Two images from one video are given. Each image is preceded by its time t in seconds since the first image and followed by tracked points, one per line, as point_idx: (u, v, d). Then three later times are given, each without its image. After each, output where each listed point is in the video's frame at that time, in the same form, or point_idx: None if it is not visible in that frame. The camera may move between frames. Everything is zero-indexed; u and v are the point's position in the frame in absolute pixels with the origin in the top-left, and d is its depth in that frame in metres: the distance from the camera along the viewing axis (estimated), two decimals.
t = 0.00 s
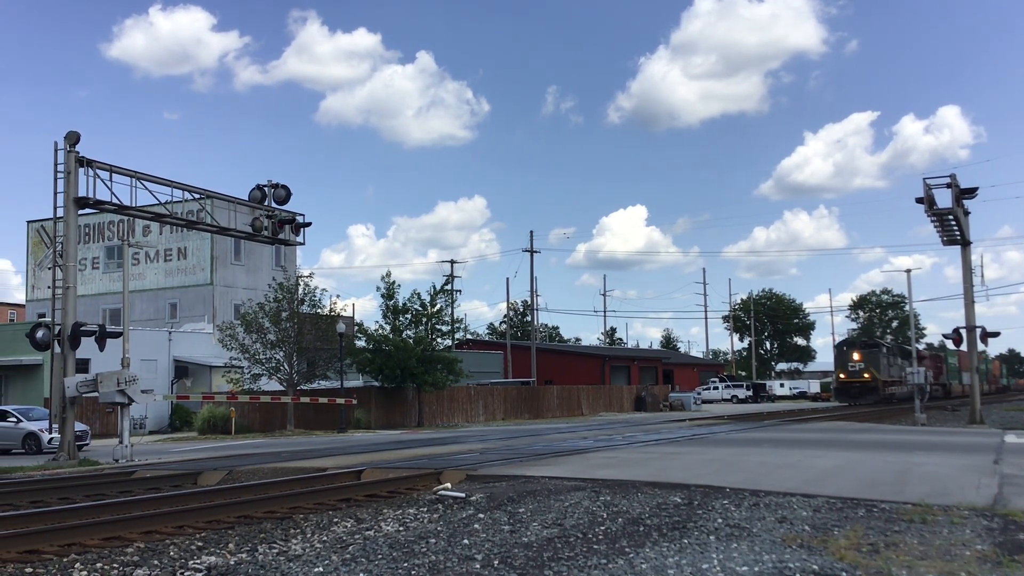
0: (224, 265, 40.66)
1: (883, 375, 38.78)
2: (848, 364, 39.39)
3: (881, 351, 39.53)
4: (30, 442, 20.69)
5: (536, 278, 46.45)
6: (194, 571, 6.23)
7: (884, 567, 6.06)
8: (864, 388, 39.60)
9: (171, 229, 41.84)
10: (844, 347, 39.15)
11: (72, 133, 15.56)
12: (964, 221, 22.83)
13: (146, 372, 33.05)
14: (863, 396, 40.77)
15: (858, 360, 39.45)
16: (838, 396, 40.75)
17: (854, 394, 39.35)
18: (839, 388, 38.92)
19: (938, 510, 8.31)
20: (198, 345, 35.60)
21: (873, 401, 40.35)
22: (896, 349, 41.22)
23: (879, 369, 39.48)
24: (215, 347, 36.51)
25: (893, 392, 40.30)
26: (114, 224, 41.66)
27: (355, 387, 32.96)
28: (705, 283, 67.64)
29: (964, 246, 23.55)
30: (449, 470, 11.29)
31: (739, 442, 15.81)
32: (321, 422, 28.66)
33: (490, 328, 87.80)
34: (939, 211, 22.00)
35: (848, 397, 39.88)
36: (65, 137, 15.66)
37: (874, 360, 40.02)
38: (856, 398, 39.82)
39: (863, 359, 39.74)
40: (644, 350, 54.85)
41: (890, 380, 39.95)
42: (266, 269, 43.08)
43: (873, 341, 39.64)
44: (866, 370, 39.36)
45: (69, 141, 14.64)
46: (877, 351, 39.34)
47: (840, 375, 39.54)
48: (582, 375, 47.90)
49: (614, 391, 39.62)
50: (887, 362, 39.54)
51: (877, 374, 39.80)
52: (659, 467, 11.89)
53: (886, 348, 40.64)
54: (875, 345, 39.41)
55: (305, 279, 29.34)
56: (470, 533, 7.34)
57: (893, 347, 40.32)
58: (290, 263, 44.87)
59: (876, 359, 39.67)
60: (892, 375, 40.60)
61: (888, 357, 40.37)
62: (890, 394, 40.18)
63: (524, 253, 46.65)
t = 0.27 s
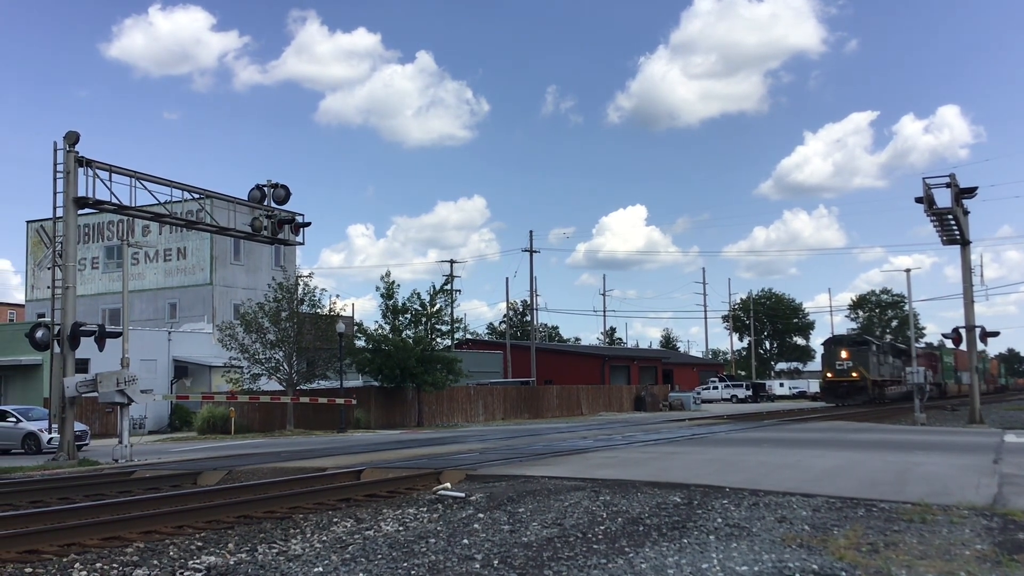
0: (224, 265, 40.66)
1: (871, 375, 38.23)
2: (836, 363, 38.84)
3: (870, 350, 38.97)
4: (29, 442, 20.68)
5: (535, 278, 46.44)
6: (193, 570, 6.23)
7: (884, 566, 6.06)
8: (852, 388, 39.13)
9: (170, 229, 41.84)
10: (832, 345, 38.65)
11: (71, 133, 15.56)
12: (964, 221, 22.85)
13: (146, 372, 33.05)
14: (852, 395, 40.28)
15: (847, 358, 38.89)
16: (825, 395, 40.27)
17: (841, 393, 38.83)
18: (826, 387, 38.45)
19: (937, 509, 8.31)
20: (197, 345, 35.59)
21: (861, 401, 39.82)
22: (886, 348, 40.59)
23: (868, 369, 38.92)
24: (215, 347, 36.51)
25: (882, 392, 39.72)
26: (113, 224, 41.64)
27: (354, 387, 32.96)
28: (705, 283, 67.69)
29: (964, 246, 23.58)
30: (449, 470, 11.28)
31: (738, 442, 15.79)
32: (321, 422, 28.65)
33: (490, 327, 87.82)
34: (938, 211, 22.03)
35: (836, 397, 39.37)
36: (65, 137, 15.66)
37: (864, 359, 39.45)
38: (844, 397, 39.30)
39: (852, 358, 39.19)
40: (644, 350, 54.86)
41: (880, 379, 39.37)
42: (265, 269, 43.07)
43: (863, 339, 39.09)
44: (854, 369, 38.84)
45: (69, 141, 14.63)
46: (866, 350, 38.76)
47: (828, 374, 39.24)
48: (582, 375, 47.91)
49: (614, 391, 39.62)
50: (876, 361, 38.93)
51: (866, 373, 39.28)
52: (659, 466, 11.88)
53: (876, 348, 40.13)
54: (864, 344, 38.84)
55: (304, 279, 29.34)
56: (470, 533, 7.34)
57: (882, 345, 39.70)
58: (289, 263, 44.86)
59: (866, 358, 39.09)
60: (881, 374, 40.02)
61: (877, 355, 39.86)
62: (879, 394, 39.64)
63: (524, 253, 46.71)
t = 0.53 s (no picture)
0: (222, 265, 40.62)
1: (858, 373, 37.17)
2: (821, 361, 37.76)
3: (856, 348, 37.93)
4: (27, 442, 20.65)
5: (534, 278, 46.43)
6: (192, 571, 6.22)
7: (882, 566, 6.06)
8: (837, 387, 38.08)
9: (168, 229, 41.79)
10: (817, 343, 37.62)
11: (69, 133, 15.54)
12: (962, 221, 22.88)
13: (144, 372, 33.01)
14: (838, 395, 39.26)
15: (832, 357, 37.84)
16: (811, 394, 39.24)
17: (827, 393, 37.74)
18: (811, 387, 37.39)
19: (936, 509, 8.31)
20: (195, 344, 35.54)
21: (847, 401, 38.76)
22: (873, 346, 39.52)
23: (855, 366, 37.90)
24: (213, 347, 36.45)
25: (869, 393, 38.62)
26: (111, 224, 41.59)
27: (353, 387, 32.93)
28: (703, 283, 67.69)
29: (961, 245, 23.61)
30: (447, 470, 11.27)
31: (737, 441, 15.75)
32: (319, 422, 28.63)
33: (488, 327, 87.79)
34: (935, 211, 22.06)
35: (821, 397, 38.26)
36: (63, 137, 15.65)
37: (850, 357, 38.44)
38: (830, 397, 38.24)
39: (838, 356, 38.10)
40: (642, 350, 54.86)
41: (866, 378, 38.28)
42: (264, 269, 43.04)
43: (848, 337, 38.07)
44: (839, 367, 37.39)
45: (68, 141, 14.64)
46: (852, 348, 37.70)
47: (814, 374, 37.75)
48: (580, 375, 47.89)
49: (613, 390, 39.62)
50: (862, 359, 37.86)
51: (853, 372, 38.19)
52: (658, 466, 11.87)
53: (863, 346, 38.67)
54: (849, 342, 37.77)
55: (303, 279, 29.32)
56: (468, 533, 7.33)
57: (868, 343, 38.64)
58: (288, 263, 44.82)
59: (852, 356, 38.05)
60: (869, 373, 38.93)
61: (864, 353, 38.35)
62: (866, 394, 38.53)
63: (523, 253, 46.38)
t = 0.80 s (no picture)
0: (221, 265, 40.60)
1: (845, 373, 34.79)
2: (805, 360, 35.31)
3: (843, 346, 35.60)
4: (26, 442, 20.64)
5: (532, 278, 46.43)
6: (190, 570, 6.21)
7: (880, 566, 6.05)
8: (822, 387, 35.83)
9: (167, 229, 41.75)
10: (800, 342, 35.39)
11: (67, 133, 15.54)
12: (960, 220, 22.89)
13: (142, 372, 32.97)
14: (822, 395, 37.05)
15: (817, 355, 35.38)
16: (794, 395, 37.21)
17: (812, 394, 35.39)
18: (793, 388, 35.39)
19: (934, 509, 8.30)
20: (193, 344, 35.50)
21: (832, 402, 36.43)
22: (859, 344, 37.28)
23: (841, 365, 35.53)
24: (211, 346, 36.41)
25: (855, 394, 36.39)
26: (109, 224, 41.56)
27: (351, 387, 32.89)
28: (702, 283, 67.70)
29: (959, 245, 23.63)
30: (446, 470, 11.26)
31: (735, 441, 15.72)
32: (318, 422, 28.62)
33: (488, 327, 87.75)
34: (934, 211, 22.08)
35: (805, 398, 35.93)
36: (61, 137, 15.64)
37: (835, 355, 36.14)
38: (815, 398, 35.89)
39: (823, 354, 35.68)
40: (641, 350, 54.88)
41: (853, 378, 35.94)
42: (262, 269, 43.02)
43: (835, 335, 35.67)
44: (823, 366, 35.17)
45: (64, 140, 14.59)
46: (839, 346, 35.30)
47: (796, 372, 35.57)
48: (579, 375, 47.90)
49: (611, 390, 39.62)
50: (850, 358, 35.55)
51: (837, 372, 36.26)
52: (656, 466, 11.85)
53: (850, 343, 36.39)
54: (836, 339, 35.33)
55: (302, 279, 29.32)
56: (466, 533, 7.32)
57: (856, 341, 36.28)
58: (286, 263, 44.81)
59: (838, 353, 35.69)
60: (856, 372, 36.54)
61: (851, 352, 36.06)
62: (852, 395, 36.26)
63: (523, 253, 46.57)
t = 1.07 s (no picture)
0: (220, 265, 40.60)
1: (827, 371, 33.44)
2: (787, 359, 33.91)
3: (826, 345, 34.25)
4: (25, 442, 20.64)
5: (532, 277, 46.43)
6: (190, 570, 6.21)
7: (881, 566, 6.05)
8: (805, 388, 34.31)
9: (167, 229, 41.75)
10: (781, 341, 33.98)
11: (67, 133, 15.54)
12: (959, 220, 22.90)
13: (142, 372, 32.97)
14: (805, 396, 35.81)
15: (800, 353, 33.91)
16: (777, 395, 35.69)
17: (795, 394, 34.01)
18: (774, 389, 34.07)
19: (934, 509, 8.30)
20: (193, 344, 35.48)
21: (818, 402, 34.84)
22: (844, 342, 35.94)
23: (824, 364, 34.26)
24: (211, 346, 36.40)
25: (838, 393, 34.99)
26: (109, 224, 41.55)
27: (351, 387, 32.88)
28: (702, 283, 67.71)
29: (959, 245, 23.63)
30: (446, 470, 11.26)
31: (735, 441, 15.71)
32: (317, 421, 28.62)
33: (488, 327, 87.77)
34: (933, 211, 22.08)
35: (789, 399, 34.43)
36: (61, 137, 15.63)
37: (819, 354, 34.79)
38: (798, 398, 34.60)
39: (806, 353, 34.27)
40: (641, 350, 54.90)
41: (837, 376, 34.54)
42: (262, 269, 43.03)
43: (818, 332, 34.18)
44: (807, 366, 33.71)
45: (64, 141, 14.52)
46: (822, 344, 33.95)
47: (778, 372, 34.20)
48: (579, 375, 47.90)
49: (611, 390, 39.62)
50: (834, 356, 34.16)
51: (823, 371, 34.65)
52: (656, 466, 11.85)
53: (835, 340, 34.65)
54: (819, 337, 33.99)
55: (301, 279, 29.31)
56: (466, 533, 7.31)
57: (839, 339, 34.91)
58: (286, 263, 44.81)
59: (822, 352, 34.33)
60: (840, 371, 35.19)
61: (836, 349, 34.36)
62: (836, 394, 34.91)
63: (523, 253, 46.74)
